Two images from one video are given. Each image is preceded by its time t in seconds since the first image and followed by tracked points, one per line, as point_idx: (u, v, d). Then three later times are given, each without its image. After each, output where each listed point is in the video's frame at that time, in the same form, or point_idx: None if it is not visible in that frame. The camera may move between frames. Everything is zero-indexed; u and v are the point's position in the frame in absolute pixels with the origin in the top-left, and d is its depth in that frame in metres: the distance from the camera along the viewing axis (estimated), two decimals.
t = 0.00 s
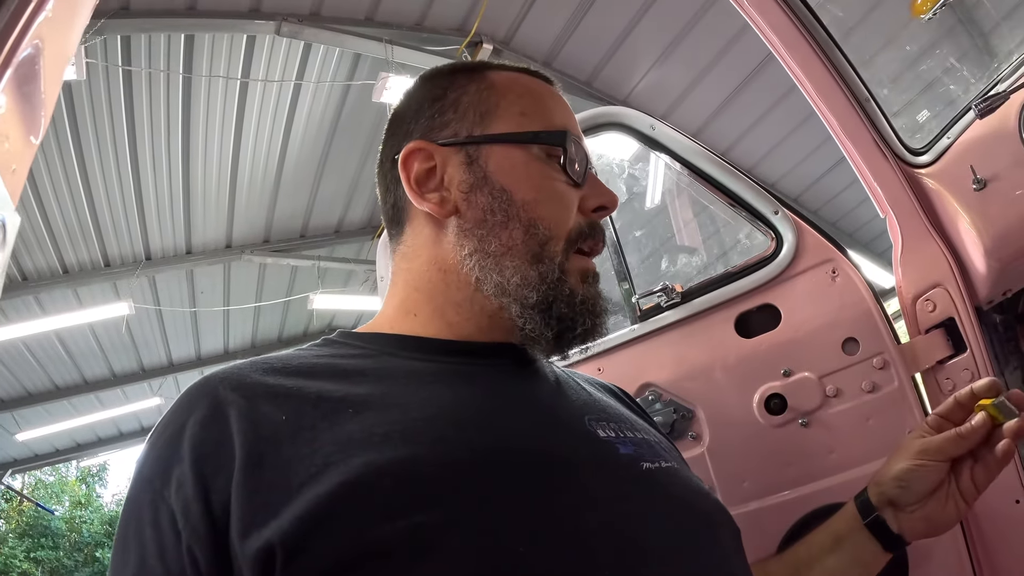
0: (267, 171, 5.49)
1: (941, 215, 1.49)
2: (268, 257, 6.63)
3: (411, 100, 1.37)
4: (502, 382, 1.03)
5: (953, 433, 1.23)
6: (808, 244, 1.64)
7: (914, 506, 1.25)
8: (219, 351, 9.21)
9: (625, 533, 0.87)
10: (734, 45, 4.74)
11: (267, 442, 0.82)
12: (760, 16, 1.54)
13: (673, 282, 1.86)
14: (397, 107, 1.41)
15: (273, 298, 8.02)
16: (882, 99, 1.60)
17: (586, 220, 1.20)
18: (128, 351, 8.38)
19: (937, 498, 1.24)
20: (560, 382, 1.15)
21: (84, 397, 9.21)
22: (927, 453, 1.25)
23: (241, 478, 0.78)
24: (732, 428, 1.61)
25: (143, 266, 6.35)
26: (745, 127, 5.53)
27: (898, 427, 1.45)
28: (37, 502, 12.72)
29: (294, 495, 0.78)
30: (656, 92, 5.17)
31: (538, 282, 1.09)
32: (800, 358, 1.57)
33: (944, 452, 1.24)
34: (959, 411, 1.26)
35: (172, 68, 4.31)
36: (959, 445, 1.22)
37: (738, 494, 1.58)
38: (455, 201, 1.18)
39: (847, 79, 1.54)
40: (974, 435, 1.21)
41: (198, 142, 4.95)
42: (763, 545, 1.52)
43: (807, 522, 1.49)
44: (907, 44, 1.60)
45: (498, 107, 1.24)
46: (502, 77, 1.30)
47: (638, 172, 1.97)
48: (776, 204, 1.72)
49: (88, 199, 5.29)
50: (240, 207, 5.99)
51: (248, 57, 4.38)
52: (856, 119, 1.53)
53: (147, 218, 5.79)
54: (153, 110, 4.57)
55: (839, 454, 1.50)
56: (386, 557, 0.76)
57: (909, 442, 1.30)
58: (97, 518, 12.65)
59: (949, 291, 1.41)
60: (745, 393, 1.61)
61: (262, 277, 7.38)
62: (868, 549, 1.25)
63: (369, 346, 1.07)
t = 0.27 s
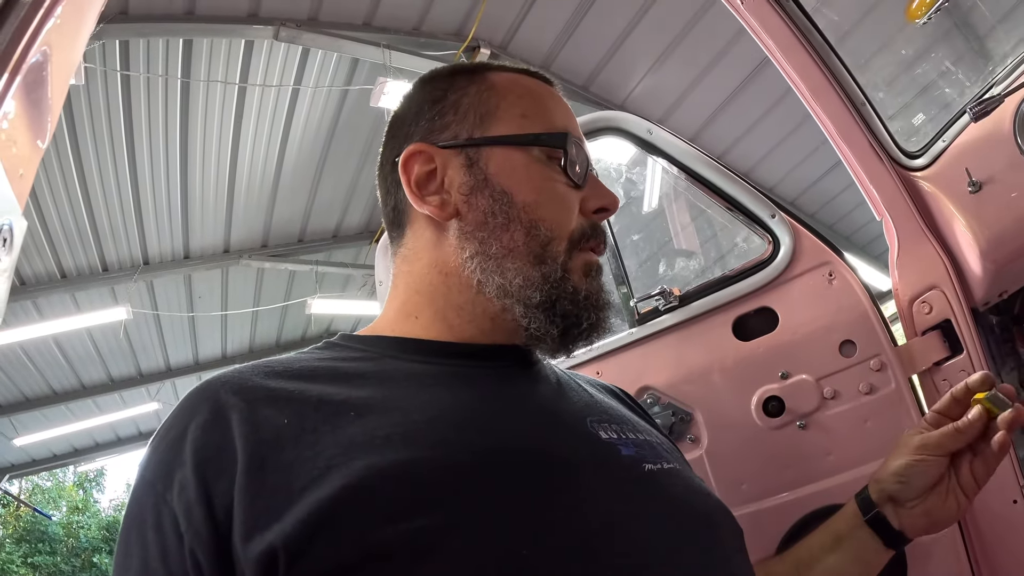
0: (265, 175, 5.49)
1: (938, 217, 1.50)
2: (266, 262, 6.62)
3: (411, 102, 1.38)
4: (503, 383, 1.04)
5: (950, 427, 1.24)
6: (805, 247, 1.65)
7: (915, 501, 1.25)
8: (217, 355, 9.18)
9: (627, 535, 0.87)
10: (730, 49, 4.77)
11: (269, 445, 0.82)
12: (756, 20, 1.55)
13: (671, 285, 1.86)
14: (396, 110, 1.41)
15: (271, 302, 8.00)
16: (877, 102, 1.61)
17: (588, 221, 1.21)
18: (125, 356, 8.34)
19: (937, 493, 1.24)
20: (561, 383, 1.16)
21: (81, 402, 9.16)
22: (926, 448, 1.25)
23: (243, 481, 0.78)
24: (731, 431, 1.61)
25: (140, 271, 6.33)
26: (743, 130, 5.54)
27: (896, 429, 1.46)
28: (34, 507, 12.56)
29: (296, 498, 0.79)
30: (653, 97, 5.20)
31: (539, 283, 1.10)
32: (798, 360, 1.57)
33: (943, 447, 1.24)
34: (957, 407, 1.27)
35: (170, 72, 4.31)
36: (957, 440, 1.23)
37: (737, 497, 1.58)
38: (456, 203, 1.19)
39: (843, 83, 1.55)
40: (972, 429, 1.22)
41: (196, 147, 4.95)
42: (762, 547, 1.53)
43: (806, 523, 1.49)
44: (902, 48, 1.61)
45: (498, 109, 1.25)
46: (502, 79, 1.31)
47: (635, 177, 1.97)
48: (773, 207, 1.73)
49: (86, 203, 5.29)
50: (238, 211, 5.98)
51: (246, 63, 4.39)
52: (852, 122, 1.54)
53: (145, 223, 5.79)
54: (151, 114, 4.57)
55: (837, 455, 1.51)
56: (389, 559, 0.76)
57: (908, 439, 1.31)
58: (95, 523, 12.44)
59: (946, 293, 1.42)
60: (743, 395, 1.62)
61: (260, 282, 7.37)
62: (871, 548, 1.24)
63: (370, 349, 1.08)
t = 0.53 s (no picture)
0: (263, 179, 5.50)
1: (933, 219, 1.50)
2: (264, 266, 6.63)
3: (411, 103, 1.38)
4: (502, 384, 1.04)
5: (950, 421, 1.25)
6: (801, 249, 1.65)
7: (913, 496, 1.25)
8: (215, 359, 9.18)
9: (628, 535, 0.87)
10: (726, 53, 4.79)
11: (269, 447, 0.82)
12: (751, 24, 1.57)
13: (668, 288, 1.87)
14: (395, 111, 1.42)
15: (269, 307, 8.00)
16: (874, 104, 1.62)
17: (587, 223, 1.21)
18: (124, 360, 8.33)
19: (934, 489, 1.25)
20: (561, 384, 1.16)
21: (79, 406, 9.15)
22: (926, 441, 1.26)
23: (243, 483, 0.79)
24: (728, 433, 1.62)
25: (138, 276, 6.33)
26: (740, 133, 5.56)
27: (893, 430, 1.46)
28: (33, 511, 12.50)
29: (296, 500, 0.79)
30: (650, 101, 5.22)
31: (538, 285, 1.11)
32: (795, 362, 1.58)
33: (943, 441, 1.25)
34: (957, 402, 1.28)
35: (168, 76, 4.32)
36: (955, 433, 1.24)
37: (736, 498, 1.59)
38: (455, 205, 1.19)
39: (838, 86, 1.57)
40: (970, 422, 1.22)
41: (194, 152, 4.96)
42: (761, 548, 1.53)
43: (804, 524, 1.50)
44: (899, 50, 1.62)
45: (497, 110, 1.26)
46: (501, 80, 1.31)
47: (632, 180, 1.98)
48: (769, 210, 1.73)
49: (84, 207, 5.30)
50: (236, 215, 5.99)
51: (244, 67, 4.40)
52: (848, 125, 1.55)
53: (143, 227, 5.79)
54: (149, 118, 4.57)
55: (835, 456, 1.51)
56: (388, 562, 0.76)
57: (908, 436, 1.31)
58: (92, 527, 12.33)
59: (942, 294, 1.42)
60: (741, 397, 1.62)
61: (258, 286, 7.37)
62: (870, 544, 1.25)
63: (369, 351, 1.08)
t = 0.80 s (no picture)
0: (261, 183, 5.50)
1: (930, 219, 1.51)
2: (262, 269, 6.62)
3: (412, 102, 1.39)
4: (501, 385, 1.04)
5: (958, 428, 1.25)
6: (799, 250, 1.65)
7: (917, 499, 1.25)
8: (214, 362, 9.16)
9: (628, 536, 0.88)
10: (724, 55, 4.80)
11: (268, 449, 0.83)
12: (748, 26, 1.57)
13: (665, 289, 1.87)
14: (396, 111, 1.42)
15: (268, 310, 7.99)
16: (870, 105, 1.62)
17: (588, 224, 1.22)
18: (122, 363, 8.32)
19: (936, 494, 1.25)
20: (561, 385, 1.16)
21: (78, 409, 9.13)
22: (932, 447, 1.26)
23: (242, 484, 0.79)
24: (727, 433, 1.62)
25: (137, 278, 6.32)
26: (738, 134, 5.57)
27: (891, 430, 1.47)
28: (31, 515, 12.44)
29: (295, 502, 0.79)
30: (647, 103, 5.23)
31: (539, 285, 1.11)
32: (793, 363, 1.58)
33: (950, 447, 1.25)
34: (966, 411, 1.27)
35: (167, 79, 4.33)
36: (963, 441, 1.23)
37: (734, 498, 1.59)
38: (455, 205, 1.20)
39: (835, 87, 1.57)
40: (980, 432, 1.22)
41: (192, 154, 4.96)
42: (759, 549, 1.53)
43: (802, 525, 1.50)
44: (896, 51, 1.62)
45: (498, 111, 1.26)
46: (502, 80, 1.31)
47: (629, 181, 1.98)
48: (766, 211, 1.73)
49: (83, 210, 5.29)
50: (235, 218, 5.98)
51: (242, 70, 4.40)
52: (845, 126, 1.56)
53: (142, 229, 5.78)
54: (147, 121, 4.58)
55: (833, 457, 1.51)
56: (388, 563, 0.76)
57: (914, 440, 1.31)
58: (92, 531, 12.25)
59: (939, 294, 1.43)
60: (739, 398, 1.63)
61: (257, 289, 7.37)
62: (870, 541, 1.26)
63: (368, 351, 1.08)
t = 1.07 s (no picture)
0: (260, 185, 5.50)
1: (928, 221, 1.51)
2: (261, 271, 6.62)
3: (413, 103, 1.39)
4: (501, 387, 1.04)
5: (953, 423, 1.27)
6: (797, 251, 1.65)
7: (912, 494, 1.26)
8: (213, 365, 9.15)
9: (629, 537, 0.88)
10: (722, 56, 4.81)
11: (270, 450, 0.83)
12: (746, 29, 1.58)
13: (664, 291, 1.87)
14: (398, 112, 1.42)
15: (267, 312, 7.99)
16: (868, 106, 1.63)
17: (589, 226, 1.22)
18: (122, 365, 8.31)
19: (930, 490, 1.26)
20: (561, 387, 1.17)
21: (77, 411, 9.12)
22: (927, 442, 1.28)
23: (244, 486, 0.79)
24: (726, 435, 1.62)
25: (136, 281, 6.32)
26: (737, 135, 5.58)
27: (889, 431, 1.47)
28: (31, 517, 12.42)
29: (297, 503, 0.79)
30: (646, 104, 5.24)
31: (539, 288, 1.12)
32: (791, 364, 1.58)
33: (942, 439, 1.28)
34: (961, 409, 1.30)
35: (166, 82, 4.33)
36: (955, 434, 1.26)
37: (734, 499, 1.59)
38: (456, 207, 1.20)
39: (833, 89, 1.58)
40: (972, 426, 1.24)
41: (191, 157, 4.97)
42: (759, 550, 1.53)
43: (802, 526, 1.50)
44: (893, 53, 1.63)
45: (500, 112, 1.26)
46: (504, 81, 1.32)
47: (627, 183, 1.98)
48: (764, 212, 1.73)
49: (82, 213, 5.29)
50: (234, 220, 5.98)
51: (241, 72, 4.41)
52: (843, 127, 1.56)
53: (141, 232, 5.78)
54: (147, 124, 4.58)
55: (831, 458, 1.52)
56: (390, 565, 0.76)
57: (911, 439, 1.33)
58: (91, 533, 12.20)
59: (937, 295, 1.43)
60: (737, 399, 1.63)
61: (257, 291, 7.37)
62: (867, 538, 1.26)
63: (368, 353, 1.08)
